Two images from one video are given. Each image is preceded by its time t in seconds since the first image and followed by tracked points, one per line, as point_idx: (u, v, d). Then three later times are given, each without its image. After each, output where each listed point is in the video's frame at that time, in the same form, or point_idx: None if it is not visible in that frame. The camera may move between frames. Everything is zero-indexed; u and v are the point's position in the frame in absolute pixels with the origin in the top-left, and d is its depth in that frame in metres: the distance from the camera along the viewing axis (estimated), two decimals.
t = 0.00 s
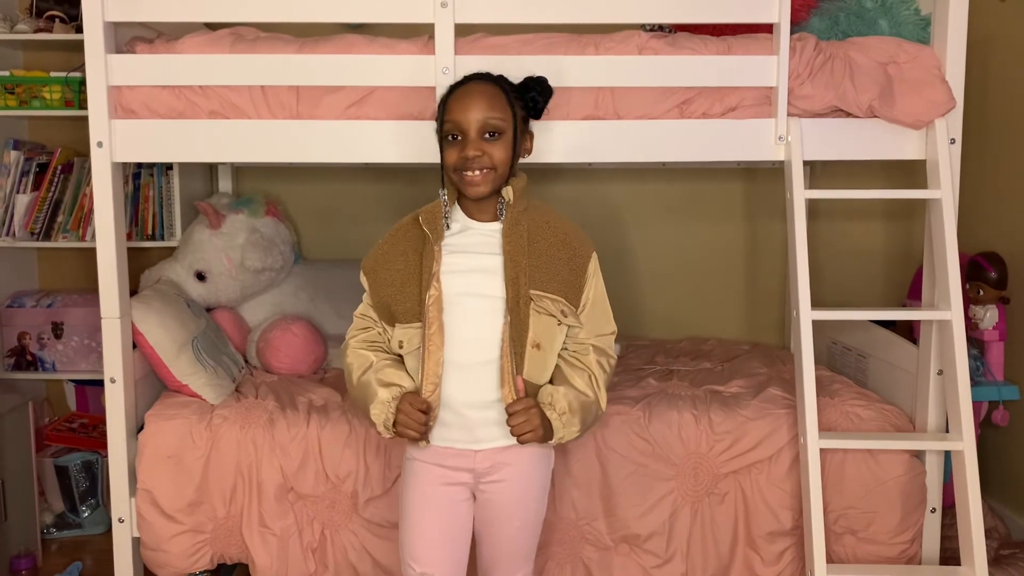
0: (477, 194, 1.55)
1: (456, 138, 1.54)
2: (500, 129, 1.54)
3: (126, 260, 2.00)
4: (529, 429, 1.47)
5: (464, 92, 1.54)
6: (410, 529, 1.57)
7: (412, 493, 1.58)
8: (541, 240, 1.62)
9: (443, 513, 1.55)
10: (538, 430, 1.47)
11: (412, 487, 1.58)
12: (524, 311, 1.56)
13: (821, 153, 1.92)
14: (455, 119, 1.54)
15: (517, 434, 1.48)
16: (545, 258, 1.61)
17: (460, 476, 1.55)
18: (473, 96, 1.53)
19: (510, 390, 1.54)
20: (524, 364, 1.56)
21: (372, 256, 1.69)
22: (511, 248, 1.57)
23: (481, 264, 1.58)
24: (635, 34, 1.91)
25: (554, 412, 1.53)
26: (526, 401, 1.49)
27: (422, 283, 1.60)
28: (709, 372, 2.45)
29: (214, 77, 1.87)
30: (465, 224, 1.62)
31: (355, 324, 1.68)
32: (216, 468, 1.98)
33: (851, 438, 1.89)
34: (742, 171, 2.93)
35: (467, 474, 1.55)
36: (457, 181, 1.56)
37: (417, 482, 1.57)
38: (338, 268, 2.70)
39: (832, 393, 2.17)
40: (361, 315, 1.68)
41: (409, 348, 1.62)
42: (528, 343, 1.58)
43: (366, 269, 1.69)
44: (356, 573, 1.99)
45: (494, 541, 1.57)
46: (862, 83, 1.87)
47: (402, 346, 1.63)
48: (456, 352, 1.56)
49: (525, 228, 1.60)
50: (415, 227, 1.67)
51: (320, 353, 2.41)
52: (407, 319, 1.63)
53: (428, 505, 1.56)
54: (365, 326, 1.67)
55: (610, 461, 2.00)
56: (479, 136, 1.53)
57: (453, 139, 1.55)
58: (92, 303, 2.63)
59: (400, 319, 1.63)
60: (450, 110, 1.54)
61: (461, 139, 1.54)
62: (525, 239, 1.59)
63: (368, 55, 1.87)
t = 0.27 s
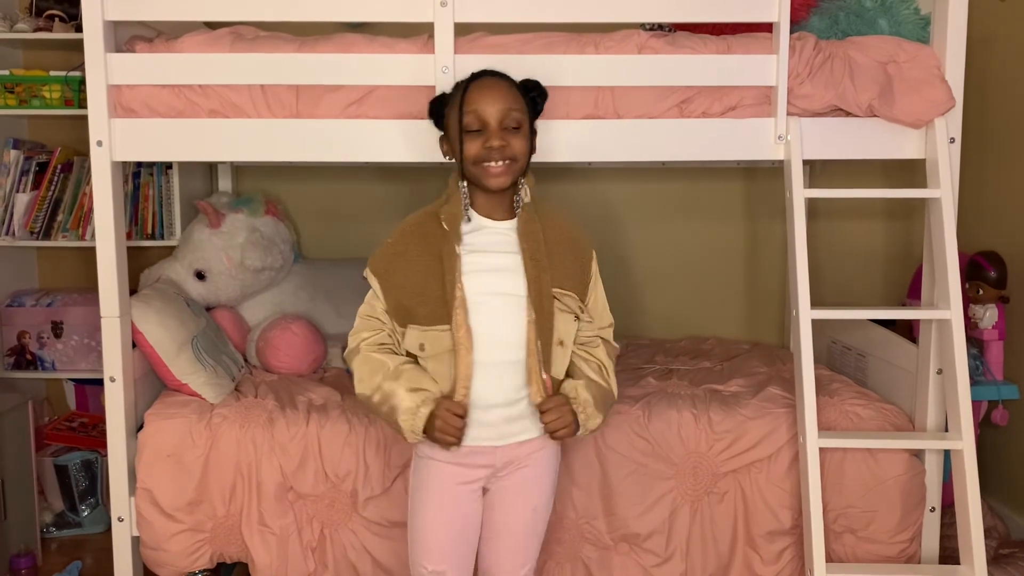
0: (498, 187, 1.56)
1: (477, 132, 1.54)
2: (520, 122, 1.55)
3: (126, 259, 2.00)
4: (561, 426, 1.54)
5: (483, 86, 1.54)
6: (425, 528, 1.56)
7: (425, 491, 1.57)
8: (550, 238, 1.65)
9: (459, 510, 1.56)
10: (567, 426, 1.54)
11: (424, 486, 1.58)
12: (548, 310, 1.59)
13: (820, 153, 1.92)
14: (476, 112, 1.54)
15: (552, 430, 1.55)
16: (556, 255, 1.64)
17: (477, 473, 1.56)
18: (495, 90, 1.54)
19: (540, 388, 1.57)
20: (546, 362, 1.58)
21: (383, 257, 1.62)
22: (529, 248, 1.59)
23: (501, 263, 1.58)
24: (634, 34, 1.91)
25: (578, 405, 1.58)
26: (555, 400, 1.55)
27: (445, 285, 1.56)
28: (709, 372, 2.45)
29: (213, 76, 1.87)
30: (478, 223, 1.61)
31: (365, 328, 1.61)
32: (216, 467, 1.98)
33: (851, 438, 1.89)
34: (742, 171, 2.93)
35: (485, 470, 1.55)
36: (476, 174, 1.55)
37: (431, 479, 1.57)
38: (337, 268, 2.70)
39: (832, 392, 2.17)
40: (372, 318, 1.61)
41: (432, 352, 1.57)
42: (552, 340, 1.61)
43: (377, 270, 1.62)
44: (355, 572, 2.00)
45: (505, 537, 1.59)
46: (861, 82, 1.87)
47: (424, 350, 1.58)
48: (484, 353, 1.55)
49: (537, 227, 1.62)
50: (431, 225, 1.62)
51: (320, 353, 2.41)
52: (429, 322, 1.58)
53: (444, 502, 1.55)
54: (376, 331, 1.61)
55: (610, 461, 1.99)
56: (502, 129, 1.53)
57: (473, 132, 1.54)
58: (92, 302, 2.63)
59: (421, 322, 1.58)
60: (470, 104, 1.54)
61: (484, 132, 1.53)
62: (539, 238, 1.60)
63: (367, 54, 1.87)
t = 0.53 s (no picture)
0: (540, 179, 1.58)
1: (516, 127, 1.55)
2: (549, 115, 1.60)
3: (126, 260, 2.00)
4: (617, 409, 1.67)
5: (511, 82, 1.57)
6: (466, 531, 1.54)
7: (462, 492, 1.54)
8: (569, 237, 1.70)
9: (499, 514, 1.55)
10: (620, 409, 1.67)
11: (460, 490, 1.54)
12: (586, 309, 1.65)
13: (820, 154, 1.92)
14: (511, 107, 1.55)
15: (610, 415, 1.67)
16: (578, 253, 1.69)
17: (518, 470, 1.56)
18: (527, 84, 1.58)
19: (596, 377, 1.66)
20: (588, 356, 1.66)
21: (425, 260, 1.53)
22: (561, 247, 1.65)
23: (546, 263, 1.60)
24: (634, 35, 1.91)
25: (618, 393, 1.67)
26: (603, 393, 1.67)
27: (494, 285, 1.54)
28: (708, 373, 2.45)
29: (214, 77, 1.87)
30: (516, 224, 1.61)
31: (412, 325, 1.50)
32: (216, 468, 1.98)
33: (850, 439, 1.89)
34: (741, 172, 2.93)
35: (523, 468, 1.56)
36: (515, 169, 1.56)
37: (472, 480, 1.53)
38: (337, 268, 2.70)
39: (832, 394, 2.18)
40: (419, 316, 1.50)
41: (486, 352, 1.52)
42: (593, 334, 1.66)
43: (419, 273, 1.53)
44: (355, 572, 2.00)
45: (531, 537, 1.62)
46: (861, 84, 1.88)
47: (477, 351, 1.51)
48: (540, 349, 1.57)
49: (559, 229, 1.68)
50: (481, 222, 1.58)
51: (320, 353, 2.41)
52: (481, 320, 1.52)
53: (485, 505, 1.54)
54: (422, 336, 1.49)
55: (610, 462, 1.99)
56: (539, 122, 1.57)
57: (511, 128, 1.55)
58: (92, 302, 2.63)
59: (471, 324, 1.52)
60: (503, 100, 1.56)
61: (523, 125, 1.56)
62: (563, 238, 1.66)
63: (367, 56, 1.88)
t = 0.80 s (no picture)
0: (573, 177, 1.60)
1: (550, 128, 1.57)
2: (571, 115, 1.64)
3: (129, 263, 2.01)
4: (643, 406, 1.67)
5: (538, 84, 1.59)
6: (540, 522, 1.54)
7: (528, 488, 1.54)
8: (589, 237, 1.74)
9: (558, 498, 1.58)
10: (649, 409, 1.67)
11: (523, 492, 1.54)
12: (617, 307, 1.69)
13: (821, 157, 1.92)
14: (543, 109, 1.57)
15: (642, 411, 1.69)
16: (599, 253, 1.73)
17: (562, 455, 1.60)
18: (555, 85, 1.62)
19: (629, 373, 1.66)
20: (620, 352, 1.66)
21: (483, 265, 1.53)
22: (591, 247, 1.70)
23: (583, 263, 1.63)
24: (636, 39, 1.92)
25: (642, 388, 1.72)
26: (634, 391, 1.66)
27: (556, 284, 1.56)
28: (710, 375, 2.46)
29: (216, 80, 1.87)
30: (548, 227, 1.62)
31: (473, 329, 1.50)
32: (218, 470, 1.98)
33: (852, 442, 1.89)
34: (742, 175, 2.94)
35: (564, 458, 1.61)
36: (550, 169, 1.58)
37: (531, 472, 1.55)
38: (339, 271, 2.71)
39: (833, 396, 2.18)
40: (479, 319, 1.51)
41: (550, 353, 1.53)
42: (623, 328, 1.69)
43: (478, 278, 1.52)
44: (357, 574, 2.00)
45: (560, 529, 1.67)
46: (862, 87, 1.88)
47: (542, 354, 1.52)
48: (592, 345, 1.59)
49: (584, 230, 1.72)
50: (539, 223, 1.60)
51: (322, 356, 2.41)
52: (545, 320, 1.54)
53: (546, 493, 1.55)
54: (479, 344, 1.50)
55: (612, 464, 1.99)
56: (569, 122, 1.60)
57: (547, 129, 1.57)
58: (95, 305, 2.64)
59: (536, 327, 1.53)
60: (534, 102, 1.57)
61: (557, 125, 1.58)
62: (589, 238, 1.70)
63: (370, 59, 1.88)
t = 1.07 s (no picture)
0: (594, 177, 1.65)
1: (584, 128, 1.59)
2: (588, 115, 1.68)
3: (130, 267, 2.01)
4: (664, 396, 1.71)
5: (571, 85, 1.61)
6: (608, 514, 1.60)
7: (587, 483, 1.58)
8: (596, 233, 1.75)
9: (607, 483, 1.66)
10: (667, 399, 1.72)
11: (583, 490, 1.58)
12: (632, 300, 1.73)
13: (820, 160, 1.93)
14: (579, 109, 1.59)
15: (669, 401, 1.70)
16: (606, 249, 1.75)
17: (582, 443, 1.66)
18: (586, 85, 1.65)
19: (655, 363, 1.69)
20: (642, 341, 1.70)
21: (544, 267, 1.49)
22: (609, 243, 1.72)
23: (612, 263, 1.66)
24: (635, 42, 1.92)
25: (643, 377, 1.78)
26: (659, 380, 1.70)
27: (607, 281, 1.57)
28: (711, 378, 2.46)
29: (217, 84, 1.88)
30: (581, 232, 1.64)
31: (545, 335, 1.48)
32: (219, 473, 1.99)
33: (853, 444, 1.89)
34: (742, 177, 2.94)
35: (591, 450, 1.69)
36: (582, 168, 1.60)
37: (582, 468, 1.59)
38: (340, 274, 2.71)
39: (834, 399, 2.18)
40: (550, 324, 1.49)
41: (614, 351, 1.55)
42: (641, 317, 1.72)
43: (543, 282, 1.48)
44: None
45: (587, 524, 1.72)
46: (862, 90, 1.88)
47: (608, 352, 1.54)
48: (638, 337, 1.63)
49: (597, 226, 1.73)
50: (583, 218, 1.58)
51: (323, 359, 2.42)
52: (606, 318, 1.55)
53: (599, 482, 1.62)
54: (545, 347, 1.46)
55: (613, 468, 1.99)
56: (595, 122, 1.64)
57: (582, 128, 1.59)
58: (97, 309, 2.64)
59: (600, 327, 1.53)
60: (571, 102, 1.59)
61: (589, 126, 1.61)
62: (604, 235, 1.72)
63: (370, 63, 1.89)
